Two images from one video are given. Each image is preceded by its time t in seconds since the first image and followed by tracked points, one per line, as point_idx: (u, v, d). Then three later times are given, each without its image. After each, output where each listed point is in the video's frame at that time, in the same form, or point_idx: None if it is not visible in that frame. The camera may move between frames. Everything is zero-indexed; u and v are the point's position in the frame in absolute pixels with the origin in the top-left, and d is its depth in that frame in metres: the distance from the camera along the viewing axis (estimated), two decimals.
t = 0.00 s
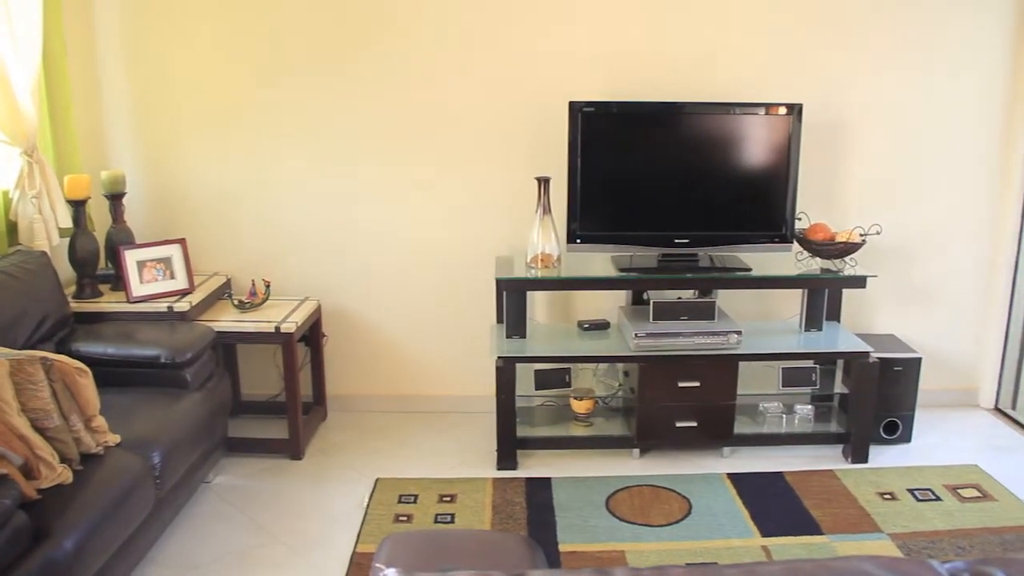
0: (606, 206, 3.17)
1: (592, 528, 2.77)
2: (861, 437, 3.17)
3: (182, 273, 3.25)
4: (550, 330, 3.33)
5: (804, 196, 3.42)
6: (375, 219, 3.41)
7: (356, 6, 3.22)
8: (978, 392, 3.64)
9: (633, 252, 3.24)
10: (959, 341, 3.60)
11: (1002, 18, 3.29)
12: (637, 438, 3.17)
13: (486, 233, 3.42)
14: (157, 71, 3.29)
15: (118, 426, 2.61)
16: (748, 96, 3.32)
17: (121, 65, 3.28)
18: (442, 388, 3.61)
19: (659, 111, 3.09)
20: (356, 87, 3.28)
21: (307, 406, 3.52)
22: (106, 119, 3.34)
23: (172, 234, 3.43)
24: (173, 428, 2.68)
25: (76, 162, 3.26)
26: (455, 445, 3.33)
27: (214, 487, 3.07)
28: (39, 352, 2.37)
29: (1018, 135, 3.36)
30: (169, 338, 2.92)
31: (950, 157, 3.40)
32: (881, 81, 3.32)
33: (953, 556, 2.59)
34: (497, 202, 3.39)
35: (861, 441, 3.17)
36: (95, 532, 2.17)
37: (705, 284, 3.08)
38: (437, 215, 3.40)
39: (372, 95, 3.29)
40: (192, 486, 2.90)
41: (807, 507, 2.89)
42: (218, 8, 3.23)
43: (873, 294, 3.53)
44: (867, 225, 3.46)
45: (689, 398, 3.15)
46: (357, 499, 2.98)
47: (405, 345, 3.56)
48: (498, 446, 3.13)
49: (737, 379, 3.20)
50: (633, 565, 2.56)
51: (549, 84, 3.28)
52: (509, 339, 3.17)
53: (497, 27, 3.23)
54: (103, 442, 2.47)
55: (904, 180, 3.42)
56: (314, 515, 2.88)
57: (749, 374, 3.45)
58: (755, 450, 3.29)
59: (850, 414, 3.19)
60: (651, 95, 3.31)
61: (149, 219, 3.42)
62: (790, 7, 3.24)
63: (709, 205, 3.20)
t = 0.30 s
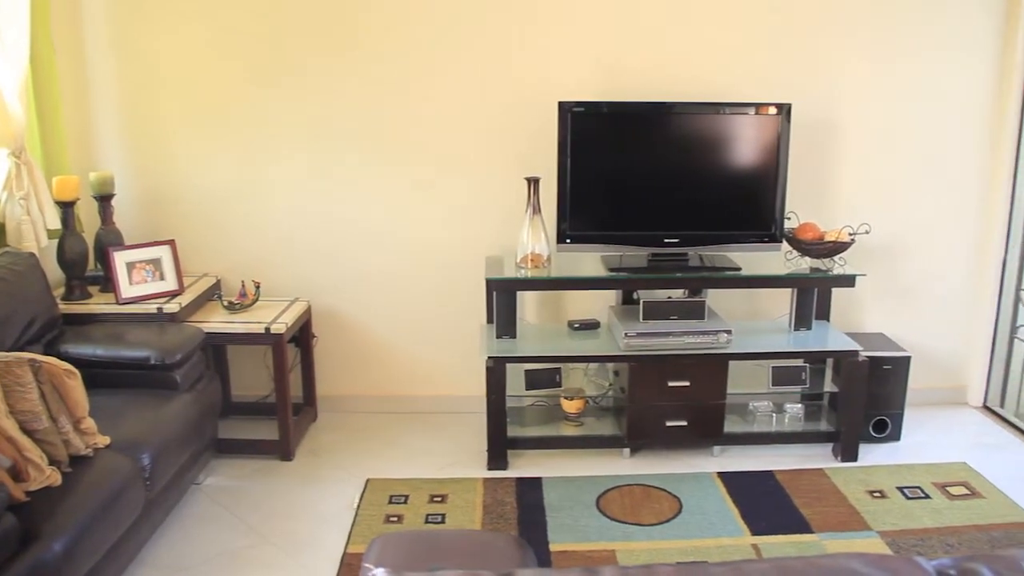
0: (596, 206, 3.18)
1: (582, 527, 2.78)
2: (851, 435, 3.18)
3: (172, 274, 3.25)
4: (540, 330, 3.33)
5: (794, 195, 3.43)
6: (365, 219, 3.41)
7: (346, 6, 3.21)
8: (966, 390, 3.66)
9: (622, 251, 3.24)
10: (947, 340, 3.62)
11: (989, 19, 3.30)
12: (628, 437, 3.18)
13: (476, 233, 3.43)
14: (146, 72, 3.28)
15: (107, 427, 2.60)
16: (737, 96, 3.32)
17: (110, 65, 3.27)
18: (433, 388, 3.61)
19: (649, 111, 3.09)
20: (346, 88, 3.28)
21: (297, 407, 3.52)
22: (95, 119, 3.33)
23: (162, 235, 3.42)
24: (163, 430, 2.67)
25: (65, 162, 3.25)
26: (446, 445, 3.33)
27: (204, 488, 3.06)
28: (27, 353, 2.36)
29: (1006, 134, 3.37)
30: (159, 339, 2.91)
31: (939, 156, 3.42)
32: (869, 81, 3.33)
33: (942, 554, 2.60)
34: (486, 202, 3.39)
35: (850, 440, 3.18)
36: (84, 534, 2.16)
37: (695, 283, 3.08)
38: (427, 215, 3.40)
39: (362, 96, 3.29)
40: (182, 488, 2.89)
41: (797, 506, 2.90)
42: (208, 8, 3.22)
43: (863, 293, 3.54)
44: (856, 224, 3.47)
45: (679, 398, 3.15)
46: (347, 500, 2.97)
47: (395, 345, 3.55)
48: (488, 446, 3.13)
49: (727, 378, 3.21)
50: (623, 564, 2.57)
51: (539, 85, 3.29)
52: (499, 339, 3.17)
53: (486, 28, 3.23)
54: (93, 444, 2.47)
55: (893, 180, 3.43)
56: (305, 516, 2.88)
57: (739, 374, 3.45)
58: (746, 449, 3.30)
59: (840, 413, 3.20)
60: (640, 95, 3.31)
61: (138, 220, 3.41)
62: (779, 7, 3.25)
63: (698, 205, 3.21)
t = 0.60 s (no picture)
0: (583, 205, 3.18)
1: (570, 527, 2.78)
2: (838, 434, 3.20)
3: (158, 274, 3.24)
4: (528, 329, 3.33)
5: (781, 194, 3.44)
6: (353, 219, 3.40)
7: (334, 6, 3.21)
8: (952, 389, 3.68)
9: (610, 251, 3.24)
10: (933, 339, 3.63)
11: (975, 19, 3.32)
12: (615, 436, 3.18)
13: (464, 233, 3.42)
14: (132, 70, 3.26)
15: (93, 427, 2.59)
16: (724, 96, 3.33)
17: (96, 63, 3.26)
18: (422, 387, 3.61)
19: (637, 111, 3.10)
20: (333, 87, 3.28)
21: (285, 407, 3.51)
22: (80, 117, 3.31)
23: (148, 234, 3.41)
24: (150, 430, 2.66)
25: (51, 160, 3.23)
26: (434, 445, 3.33)
27: (191, 488, 3.05)
28: (11, 353, 2.33)
29: (991, 134, 3.39)
30: (146, 339, 2.90)
31: (925, 157, 3.44)
32: (856, 81, 3.35)
33: (928, 552, 2.61)
34: (474, 202, 3.39)
35: (837, 439, 3.19)
36: (69, 536, 2.15)
37: (683, 282, 3.09)
38: (415, 214, 3.40)
39: (350, 95, 3.29)
40: (169, 488, 2.88)
41: (784, 504, 2.91)
42: (195, 7, 3.21)
43: (849, 293, 3.56)
44: (843, 224, 3.48)
45: (666, 397, 3.16)
46: (335, 499, 2.97)
47: (383, 345, 3.55)
48: (476, 445, 3.13)
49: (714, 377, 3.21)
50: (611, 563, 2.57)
51: (527, 84, 3.29)
52: (487, 339, 3.17)
53: (474, 27, 3.23)
54: (79, 444, 2.46)
55: (879, 179, 3.44)
56: (292, 516, 2.88)
57: (727, 373, 3.46)
58: (733, 448, 3.31)
59: (826, 412, 3.21)
60: (629, 94, 3.32)
61: (125, 219, 3.39)
62: (766, 7, 3.26)
63: (686, 204, 3.21)
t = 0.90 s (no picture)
0: (574, 205, 3.18)
1: (561, 526, 2.78)
2: (828, 433, 3.20)
3: (148, 275, 3.23)
4: (519, 329, 3.33)
5: (771, 194, 3.45)
6: (343, 219, 3.40)
7: (324, 6, 3.21)
8: (942, 387, 3.69)
9: (601, 250, 3.25)
10: (923, 337, 3.65)
11: (962, 19, 3.33)
12: (606, 436, 3.19)
13: (455, 233, 3.43)
14: (122, 71, 3.26)
15: (83, 429, 2.58)
16: (714, 96, 3.34)
17: (85, 64, 3.25)
18: (413, 388, 3.60)
19: (628, 111, 3.10)
20: (322, 87, 3.27)
21: (276, 408, 3.51)
22: (69, 118, 3.30)
23: (138, 235, 3.40)
24: (140, 432, 2.66)
25: (39, 162, 3.22)
26: (425, 445, 3.33)
27: (182, 489, 3.04)
28: None
29: (979, 134, 3.40)
30: (136, 340, 2.89)
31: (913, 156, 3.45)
32: (844, 82, 3.36)
33: (918, 549, 2.62)
34: (465, 202, 3.39)
35: (828, 437, 3.20)
36: (58, 538, 2.13)
37: (673, 281, 3.09)
38: (405, 214, 3.40)
39: (339, 96, 3.28)
40: (160, 489, 2.88)
41: (774, 502, 2.92)
42: (183, 8, 3.20)
43: (839, 292, 3.57)
44: (832, 223, 3.49)
45: (657, 396, 3.16)
46: (326, 500, 2.97)
47: (374, 345, 3.55)
48: (467, 445, 3.13)
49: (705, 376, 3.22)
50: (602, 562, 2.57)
51: (516, 84, 3.29)
52: (477, 339, 3.17)
53: (464, 28, 3.24)
54: (68, 446, 2.45)
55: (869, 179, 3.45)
56: (283, 517, 2.87)
57: (717, 372, 3.47)
58: (724, 447, 3.32)
59: (817, 410, 3.22)
60: (619, 94, 3.32)
61: (115, 220, 3.38)
62: (755, 7, 3.27)
63: (676, 204, 3.22)
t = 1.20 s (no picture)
0: (562, 204, 3.18)
1: (550, 525, 2.78)
2: (816, 431, 3.21)
3: (135, 274, 3.22)
4: (507, 328, 3.33)
5: (758, 193, 3.46)
6: (331, 219, 3.39)
7: (312, 6, 3.20)
8: (928, 385, 3.71)
9: (589, 250, 3.24)
10: (909, 335, 3.66)
11: (948, 19, 3.35)
12: (595, 434, 3.19)
13: (443, 232, 3.42)
14: (108, 70, 3.24)
15: (69, 429, 2.57)
16: (702, 95, 3.35)
17: (71, 62, 3.23)
18: (401, 387, 3.60)
19: (617, 110, 3.11)
20: (310, 87, 3.27)
21: (264, 407, 3.50)
22: (55, 117, 3.28)
23: (125, 235, 3.38)
24: (127, 432, 2.65)
25: (25, 161, 3.20)
26: (413, 444, 3.33)
27: (169, 489, 3.04)
28: None
29: (965, 133, 3.42)
30: (123, 340, 2.88)
31: (900, 156, 3.46)
32: (831, 82, 3.37)
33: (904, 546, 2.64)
34: (453, 202, 3.39)
35: (815, 435, 3.21)
36: (44, 539, 2.12)
37: (661, 280, 3.09)
38: (393, 213, 3.40)
39: (327, 95, 3.28)
40: (147, 489, 2.87)
41: (762, 500, 2.92)
42: (171, 6, 3.19)
43: (826, 290, 3.58)
44: (819, 222, 3.50)
45: (645, 395, 3.16)
46: (314, 500, 2.96)
47: (363, 345, 3.54)
48: (455, 443, 3.13)
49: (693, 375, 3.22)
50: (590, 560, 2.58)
51: (504, 84, 3.29)
52: (466, 337, 3.17)
53: (452, 27, 3.23)
54: (54, 447, 2.43)
55: (855, 178, 3.47)
56: (270, 516, 2.87)
57: (705, 370, 3.47)
58: (712, 446, 3.32)
59: (804, 408, 3.23)
60: (607, 93, 3.33)
61: (101, 220, 3.37)
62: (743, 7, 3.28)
63: (664, 203, 3.22)
